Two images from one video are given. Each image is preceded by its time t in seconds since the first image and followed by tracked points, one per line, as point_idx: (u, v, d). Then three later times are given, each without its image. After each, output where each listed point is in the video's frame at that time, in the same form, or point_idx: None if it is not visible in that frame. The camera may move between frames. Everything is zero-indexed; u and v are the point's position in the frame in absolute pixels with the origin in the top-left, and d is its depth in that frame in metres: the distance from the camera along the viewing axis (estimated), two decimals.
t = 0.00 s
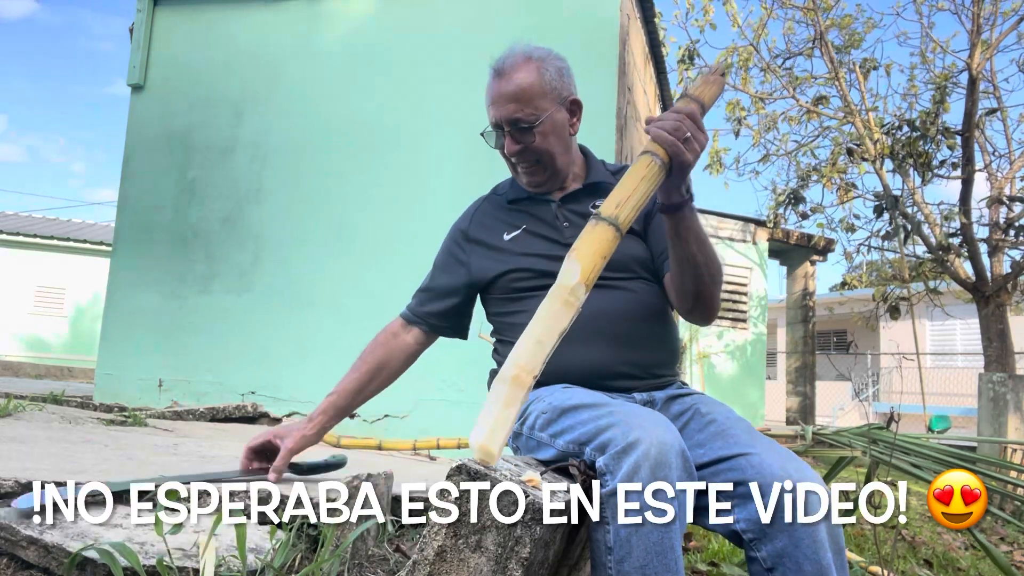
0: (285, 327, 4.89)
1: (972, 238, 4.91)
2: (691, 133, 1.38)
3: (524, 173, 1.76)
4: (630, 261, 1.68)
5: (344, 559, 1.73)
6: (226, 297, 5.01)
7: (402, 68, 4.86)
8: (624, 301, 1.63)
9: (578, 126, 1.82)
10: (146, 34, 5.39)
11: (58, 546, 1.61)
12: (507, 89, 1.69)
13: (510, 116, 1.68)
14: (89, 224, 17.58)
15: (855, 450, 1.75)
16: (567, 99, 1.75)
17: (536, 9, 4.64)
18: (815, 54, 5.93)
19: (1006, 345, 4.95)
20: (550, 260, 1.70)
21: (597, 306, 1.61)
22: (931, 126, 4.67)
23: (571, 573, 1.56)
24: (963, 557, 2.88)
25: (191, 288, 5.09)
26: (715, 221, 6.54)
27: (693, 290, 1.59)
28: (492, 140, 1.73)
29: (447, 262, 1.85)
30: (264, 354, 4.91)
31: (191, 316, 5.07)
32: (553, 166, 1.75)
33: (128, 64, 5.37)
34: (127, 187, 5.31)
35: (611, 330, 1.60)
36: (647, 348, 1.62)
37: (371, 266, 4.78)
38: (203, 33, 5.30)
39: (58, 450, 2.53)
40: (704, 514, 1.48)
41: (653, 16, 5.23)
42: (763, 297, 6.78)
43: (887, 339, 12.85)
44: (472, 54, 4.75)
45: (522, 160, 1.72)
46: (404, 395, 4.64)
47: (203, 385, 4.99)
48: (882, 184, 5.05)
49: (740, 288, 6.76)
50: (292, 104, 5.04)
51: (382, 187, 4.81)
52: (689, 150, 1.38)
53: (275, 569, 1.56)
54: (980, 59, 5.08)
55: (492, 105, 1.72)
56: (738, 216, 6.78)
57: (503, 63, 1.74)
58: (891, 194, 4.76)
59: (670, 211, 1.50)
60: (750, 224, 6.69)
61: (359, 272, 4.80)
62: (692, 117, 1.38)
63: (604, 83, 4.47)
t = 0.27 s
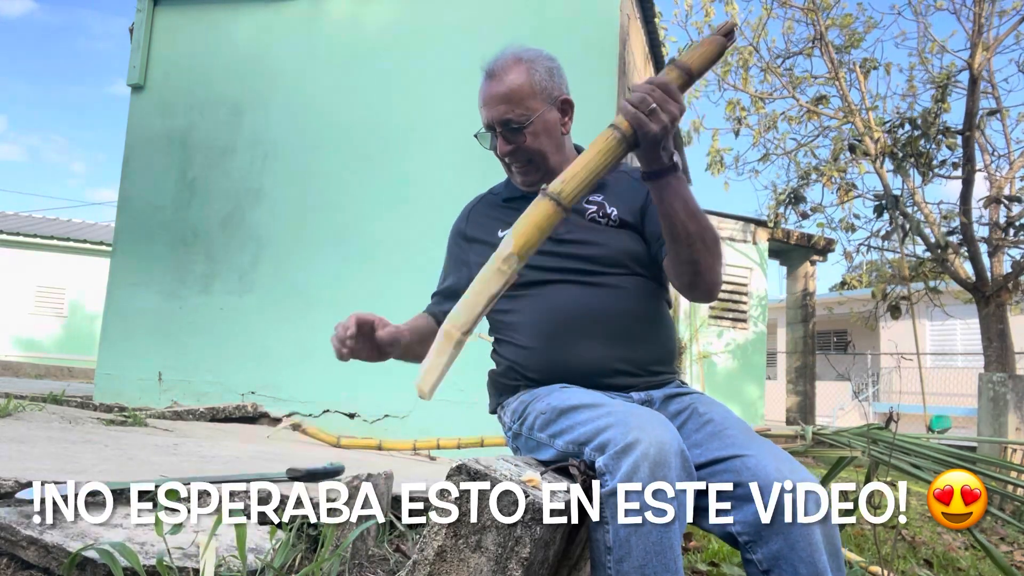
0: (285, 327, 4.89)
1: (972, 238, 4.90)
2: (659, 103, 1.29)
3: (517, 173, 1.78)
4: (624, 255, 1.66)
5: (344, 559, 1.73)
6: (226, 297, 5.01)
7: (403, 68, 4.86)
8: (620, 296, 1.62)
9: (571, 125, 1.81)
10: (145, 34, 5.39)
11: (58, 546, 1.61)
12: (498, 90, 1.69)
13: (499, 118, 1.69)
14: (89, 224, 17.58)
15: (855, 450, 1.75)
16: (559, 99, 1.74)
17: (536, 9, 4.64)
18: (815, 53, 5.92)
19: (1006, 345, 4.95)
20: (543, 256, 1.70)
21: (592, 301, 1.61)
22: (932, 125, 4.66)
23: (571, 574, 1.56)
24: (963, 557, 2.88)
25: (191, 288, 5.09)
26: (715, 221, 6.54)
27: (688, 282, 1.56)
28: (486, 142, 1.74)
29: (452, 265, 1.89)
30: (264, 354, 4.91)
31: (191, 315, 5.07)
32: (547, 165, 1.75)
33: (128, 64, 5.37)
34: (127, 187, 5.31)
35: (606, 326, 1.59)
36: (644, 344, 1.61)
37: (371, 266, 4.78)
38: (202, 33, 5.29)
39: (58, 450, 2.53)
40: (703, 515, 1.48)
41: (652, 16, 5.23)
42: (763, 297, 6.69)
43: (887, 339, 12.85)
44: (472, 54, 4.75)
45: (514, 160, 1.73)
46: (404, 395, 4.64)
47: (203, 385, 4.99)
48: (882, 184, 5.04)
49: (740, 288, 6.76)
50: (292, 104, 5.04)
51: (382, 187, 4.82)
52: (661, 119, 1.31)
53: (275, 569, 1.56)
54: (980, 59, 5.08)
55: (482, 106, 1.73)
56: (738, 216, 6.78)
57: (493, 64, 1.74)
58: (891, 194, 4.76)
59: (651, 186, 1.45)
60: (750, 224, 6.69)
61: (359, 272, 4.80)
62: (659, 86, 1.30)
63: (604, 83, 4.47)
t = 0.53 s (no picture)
0: (285, 327, 4.89)
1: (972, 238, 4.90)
2: (606, 137, 1.36)
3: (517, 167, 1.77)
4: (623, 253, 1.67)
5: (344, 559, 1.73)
6: (226, 297, 5.01)
7: (403, 68, 4.86)
8: (618, 294, 1.62)
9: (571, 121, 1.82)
10: (145, 34, 5.39)
11: (58, 546, 1.61)
12: (498, 84, 1.70)
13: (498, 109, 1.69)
14: (88, 224, 17.58)
15: (855, 450, 1.75)
16: (558, 93, 1.75)
17: (536, 9, 4.64)
18: (815, 53, 5.92)
19: (1006, 345, 4.95)
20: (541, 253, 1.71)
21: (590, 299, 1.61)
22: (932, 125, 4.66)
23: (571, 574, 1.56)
24: (963, 557, 2.88)
25: (191, 287, 5.09)
26: (715, 221, 6.54)
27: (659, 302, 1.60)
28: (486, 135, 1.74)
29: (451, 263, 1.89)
30: (264, 354, 4.91)
31: (191, 316, 5.07)
32: (547, 159, 1.74)
33: (128, 64, 5.37)
34: (127, 187, 5.31)
35: (605, 324, 1.60)
36: (643, 342, 1.62)
37: (371, 266, 4.78)
38: (202, 33, 5.30)
39: (58, 450, 2.53)
40: (703, 515, 1.48)
41: (653, 16, 5.23)
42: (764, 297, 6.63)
43: (887, 339, 12.86)
44: (472, 54, 4.75)
45: (514, 153, 1.73)
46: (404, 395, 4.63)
47: (203, 385, 4.99)
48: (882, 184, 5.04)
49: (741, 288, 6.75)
50: (291, 104, 5.04)
51: (382, 187, 4.82)
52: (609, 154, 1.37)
53: (275, 569, 1.56)
54: (980, 59, 5.08)
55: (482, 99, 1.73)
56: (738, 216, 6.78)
57: (494, 60, 1.76)
58: (891, 194, 4.76)
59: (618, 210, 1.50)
60: (750, 224, 6.69)
61: (359, 271, 4.80)
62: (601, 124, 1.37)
63: (604, 83, 4.47)
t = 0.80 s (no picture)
0: (285, 327, 4.89)
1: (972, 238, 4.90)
2: (561, 172, 1.36)
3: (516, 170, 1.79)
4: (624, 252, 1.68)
5: (344, 559, 1.72)
6: (226, 297, 5.01)
7: (403, 67, 4.86)
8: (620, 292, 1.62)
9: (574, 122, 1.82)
10: (145, 34, 5.39)
11: (58, 546, 1.61)
12: (500, 87, 1.71)
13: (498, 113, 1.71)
14: (89, 224, 17.58)
15: (854, 450, 1.75)
16: (560, 97, 1.75)
17: (536, 9, 4.64)
18: (815, 53, 5.92)
19: (1006, 345, 4.95)
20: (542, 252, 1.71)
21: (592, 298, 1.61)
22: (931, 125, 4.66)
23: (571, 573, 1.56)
24: (964, 557, 2.88)
25: (191, 287, 5.09)
26: (715, 221, 6.54)
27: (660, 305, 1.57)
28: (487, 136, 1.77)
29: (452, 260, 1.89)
30: (264, 354, 4.91)
31: (191, 315, 5.07)
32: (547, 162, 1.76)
33: (128, 64, 5.38)
34: (127, 187, 5.31)
35: (605, 322, 1.59)
36: (645, 341, 1.61)
37: (371, 266, 4.78)
38: (202, 33, 5.30)
39: (58, 450, 2.53)
40: (703, 514, 1.48)
41: (653, 15, 5.23)
42: (763, 296, 6.70)
43: (887, 339, 12.86)
44: (472, 55, 4.75)
45: (514, 156, 1.74)
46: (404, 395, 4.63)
47: (203, 385, 4.99)
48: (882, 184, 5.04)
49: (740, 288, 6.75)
50: (291, 104, 5.04)
51: (383, 186, 4.81)
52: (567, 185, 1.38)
53: (275, 569, 1.55)
54: (980, 59, 5.08)
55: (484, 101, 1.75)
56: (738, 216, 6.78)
57: (497, 61, 1.77)
58: (891, 194, 4.76)
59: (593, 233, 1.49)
60: (750, 224, 6.69)
61: (359, 271, 4.80)
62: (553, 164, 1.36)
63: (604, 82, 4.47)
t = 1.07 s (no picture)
0: (285, 327, 4.89)
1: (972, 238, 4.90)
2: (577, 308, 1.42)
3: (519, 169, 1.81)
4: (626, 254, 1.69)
5: (344, 559, 1.73)
6: (226, 297, 5.01)
7: (402, 68, 4.86)
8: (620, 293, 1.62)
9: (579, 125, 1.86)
10: (145, 34, 5.39)
11: (58, 546, 1.61)
12: (508, 85, 1.76)
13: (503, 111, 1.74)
14: (88, 224, 17.57)
15: (855, 450, 1.76)
16: (568, 97, 1.80)
17: (536, 9, 4.64)
18: (815, 53, 5.92)
19: (1006, 345, 4.95)
20: (543, 252, 1.71)
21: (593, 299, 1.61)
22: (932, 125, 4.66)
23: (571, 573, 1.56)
24: (963, 557, 2.88)
25: (191, 288, 5.09)
26: (715, 221, 6.53)
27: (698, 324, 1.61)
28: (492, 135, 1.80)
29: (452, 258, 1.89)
30: (264, 354, 4.91)
31: (191, 315, 5.07)
32: (550, 162, 1.78)
33: (128, 64, 5.38)
34: (127, 187, 5.31)
35: (606, 324, 1.59)
36: (645, 343, 1.62)
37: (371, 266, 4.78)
38: (202, 33, 5.30)
39: (58, 450, 2.53)
40: (704, 514, 1.48)
41: (652, 16, 5.23)
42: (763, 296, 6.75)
43: (887, 339, 12.86)
44: (472, 54, 4.75)
45: (519, 155, 1.77)
46: (404, 395, 4.63)
47: (203, 385, 4.99)
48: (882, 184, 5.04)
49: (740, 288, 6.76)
50: (291, 104, 5.04)
51: (384, 186, 4.81)
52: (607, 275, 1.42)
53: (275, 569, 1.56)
54: (980, 59, 5.08)
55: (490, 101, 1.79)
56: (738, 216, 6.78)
57: (506, 61, 1.82)
58: (891, 194, 4.76)
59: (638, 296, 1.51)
60: (750, 224, 6.69)
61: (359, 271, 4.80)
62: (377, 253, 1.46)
63: (604, 82, 4.47)
